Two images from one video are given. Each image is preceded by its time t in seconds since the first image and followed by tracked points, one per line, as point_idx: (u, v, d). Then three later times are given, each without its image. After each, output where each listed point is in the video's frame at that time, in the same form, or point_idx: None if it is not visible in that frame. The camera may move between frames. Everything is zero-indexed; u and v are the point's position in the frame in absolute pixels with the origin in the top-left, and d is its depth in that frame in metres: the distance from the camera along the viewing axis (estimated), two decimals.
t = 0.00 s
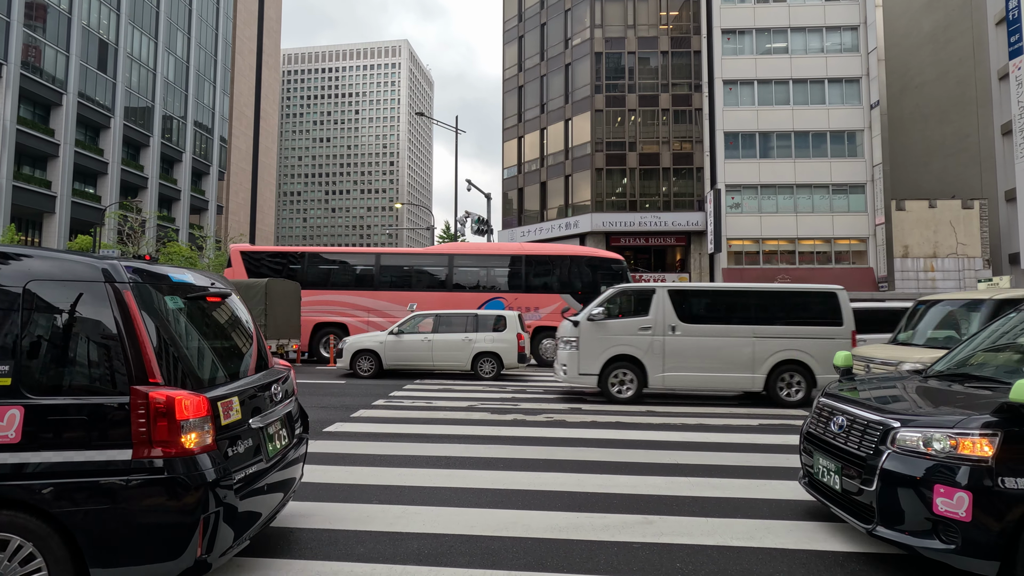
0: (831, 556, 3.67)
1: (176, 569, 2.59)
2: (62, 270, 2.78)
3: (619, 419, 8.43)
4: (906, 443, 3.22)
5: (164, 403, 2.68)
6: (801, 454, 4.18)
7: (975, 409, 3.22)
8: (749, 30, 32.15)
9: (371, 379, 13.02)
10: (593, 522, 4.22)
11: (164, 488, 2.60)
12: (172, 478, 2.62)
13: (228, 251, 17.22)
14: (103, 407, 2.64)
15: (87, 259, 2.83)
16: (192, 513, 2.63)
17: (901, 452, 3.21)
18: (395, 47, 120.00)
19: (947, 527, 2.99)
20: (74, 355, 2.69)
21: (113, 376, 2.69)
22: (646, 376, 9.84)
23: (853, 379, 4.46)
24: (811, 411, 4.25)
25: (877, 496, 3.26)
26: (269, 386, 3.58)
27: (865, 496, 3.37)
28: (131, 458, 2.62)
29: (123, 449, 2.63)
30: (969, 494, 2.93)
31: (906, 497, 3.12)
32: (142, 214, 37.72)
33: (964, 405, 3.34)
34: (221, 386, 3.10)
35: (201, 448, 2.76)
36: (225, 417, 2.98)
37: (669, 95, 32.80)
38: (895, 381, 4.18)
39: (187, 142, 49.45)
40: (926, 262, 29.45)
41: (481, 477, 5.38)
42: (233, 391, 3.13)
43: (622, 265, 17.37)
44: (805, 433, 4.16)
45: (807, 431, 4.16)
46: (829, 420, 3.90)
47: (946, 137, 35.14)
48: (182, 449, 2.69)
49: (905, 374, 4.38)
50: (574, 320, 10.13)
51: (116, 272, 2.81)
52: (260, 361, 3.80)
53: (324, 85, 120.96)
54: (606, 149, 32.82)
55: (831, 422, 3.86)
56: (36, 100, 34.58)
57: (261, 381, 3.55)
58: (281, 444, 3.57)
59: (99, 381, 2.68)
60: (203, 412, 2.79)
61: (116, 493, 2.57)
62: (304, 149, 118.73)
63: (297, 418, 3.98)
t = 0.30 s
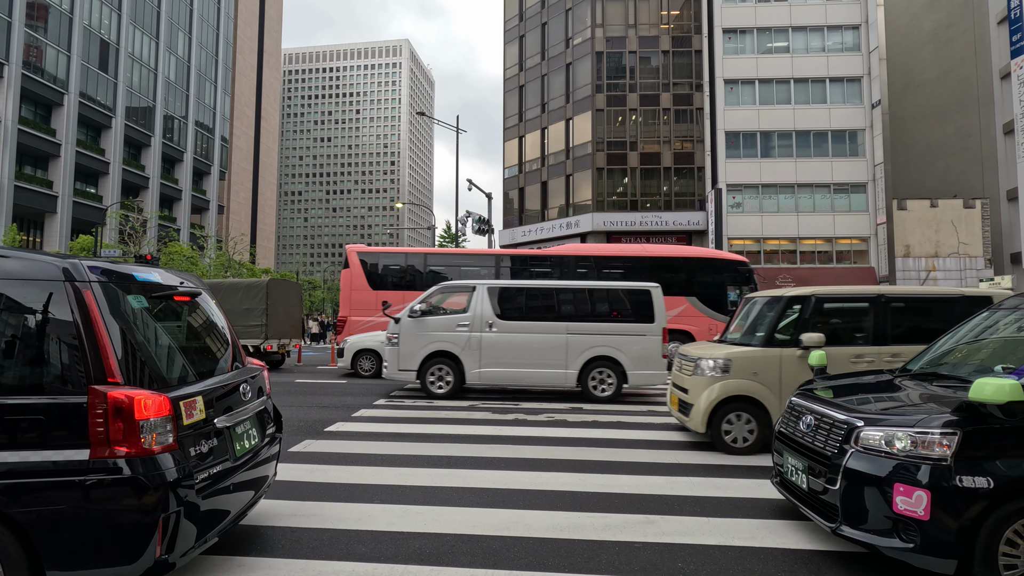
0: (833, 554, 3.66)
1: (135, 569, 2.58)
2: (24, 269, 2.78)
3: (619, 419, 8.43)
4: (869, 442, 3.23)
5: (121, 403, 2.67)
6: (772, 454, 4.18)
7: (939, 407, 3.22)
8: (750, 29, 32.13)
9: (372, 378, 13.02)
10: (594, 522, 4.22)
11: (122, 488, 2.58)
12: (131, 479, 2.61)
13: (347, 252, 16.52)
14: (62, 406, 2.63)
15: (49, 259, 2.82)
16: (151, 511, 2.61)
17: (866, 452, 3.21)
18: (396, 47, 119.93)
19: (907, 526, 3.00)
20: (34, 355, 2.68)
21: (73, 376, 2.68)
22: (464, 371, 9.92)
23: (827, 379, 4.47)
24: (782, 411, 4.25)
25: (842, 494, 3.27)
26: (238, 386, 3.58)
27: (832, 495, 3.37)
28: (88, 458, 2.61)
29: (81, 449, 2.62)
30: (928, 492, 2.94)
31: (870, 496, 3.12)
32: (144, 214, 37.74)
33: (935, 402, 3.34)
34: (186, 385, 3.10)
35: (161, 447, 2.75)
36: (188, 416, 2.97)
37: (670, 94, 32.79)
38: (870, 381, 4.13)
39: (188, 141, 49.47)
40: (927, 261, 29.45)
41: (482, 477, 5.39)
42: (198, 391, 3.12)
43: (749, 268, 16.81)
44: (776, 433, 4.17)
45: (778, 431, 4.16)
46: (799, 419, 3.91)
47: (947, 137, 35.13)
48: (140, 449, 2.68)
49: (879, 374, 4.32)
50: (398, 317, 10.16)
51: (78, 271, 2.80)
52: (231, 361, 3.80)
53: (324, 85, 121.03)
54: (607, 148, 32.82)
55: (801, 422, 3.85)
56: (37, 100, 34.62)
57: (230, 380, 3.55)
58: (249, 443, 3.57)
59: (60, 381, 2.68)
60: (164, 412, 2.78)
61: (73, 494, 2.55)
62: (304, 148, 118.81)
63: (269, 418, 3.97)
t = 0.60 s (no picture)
0: (833, 554, 3.65)
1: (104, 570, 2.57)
2: None
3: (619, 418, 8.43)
4: (833, 441, 3.24)
5: (90, 403, 2.64)
6: (745, 453, 4.18)
7: (901, 406, 3.24)
8: (751, 29, 32.09)
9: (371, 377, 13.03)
10: (595, 522, 4.22)
11: (91, 489, 2.57)
12: (100, 481, 2.59)
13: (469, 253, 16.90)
14: (30, 406, 2.61)
15: (20, 258, 2.80)
16: (121, 512, 2.60)
17: (831, 451, 3.21)
18: (396, 47, 119.88)
19: (866, 525, 3.00)
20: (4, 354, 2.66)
21: (42, 376, 2.66)
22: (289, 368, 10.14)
23: (801, 378, 4.47)
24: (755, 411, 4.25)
25: (807, 493, 3.27)
26: (214, 384, 3.58)
27: (797, 494, 3.36)
28: (56, 459, 2.59)
29: (51, 450, 2.60)
30: (887, 491, 2.95)
31: (834, 495, 3.12)
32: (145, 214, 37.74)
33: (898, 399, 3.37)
34: (159, 385, 3.09)
35: (132, 447, 2.75)
36: (160, 416, 2.96)
37: (670, 94, 32.77)
38: (844, 380, 4.09)
39: (188, 142, 49.47)
40: (928, 261, 29.46)
41: (483, 476, 5.39)
42: (170, 391, 3.11)
43: (883, 269, 16.14)
44: (747, 432, 4.17)
45: (749, 430, 4.16)
46: (769, 418, 3.92)
47: (947, 137, 35.13)
48: (110, 450, 2.66)
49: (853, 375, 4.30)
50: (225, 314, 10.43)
51: (49, 271, 2.79)
52: (207, 359, 3.80)
53: (325, 85, 121.09)
54: (608, 148, 32.82)
55: (770, 420, 3.86)
56: (38, 100, 34.64)
57: (205, 379, 3.55)
58: (226, 443, 3.58)
59: (30, 381, 2.65)
60: (136, 412, 2.77)
61: (42, 494, 2.54)
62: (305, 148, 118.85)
63: (248, 418, 3.98)
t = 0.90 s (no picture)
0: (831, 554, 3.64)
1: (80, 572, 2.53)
2: None
3: (619, 418, 8.41)
4: (799, 440, 3.25)
5: (68, 402, 2.63)
6: (719, 452, 4.19)
7: (862, 404, 3.28)
8: (750, 29, 32.06)
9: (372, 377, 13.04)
10: (595, 522, 4.22)
11: (68, 489, 2.55)
12: (77, 481, 2.56)
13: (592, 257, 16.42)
14: (9, 404, 2.59)
15: None
16: (100, 512, 2.58)
17: (797, 451, 3.22)
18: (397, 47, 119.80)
19: (829, 524, 3.00)
20: None
21: (21, 375, 2.65)
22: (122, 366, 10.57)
23: (776, 377, 4.49)
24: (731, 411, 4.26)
25: (774, 492, 3.26)
26: (198, 384, 3.58)
27: (764, 493, 3.35)
28: (33, 458, 2.57)
29: (29, 450, 2.58)
30: (848, 490, 2.96)
31: (797, 493, 3.13)
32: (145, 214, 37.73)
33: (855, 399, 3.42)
34: (140, 385, 3.08)
35: (111, 448, 2.73)
36: (140, 416, 2.95)
37: (671, 94, 32.77)
38: (818, 381, 4.09)
39: (188, 141, 49.51)
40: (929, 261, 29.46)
41: (483, 477, 5.38)
42: (152, 390, 3.11)
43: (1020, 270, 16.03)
44: (722, 432, 4.17)
45: (724, 430, 4.16)
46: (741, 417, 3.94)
47: (948, 137, 35.09)
48: (88, 449, 2.64)
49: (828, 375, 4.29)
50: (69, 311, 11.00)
51: (28, 270, 2.78)
52: (192, 359, 3.80)
53: (325, 85, 121.15)
54: (608, 148, 32.82)
55: (742, 420, 3.88)
56: (39, 100, 34.70)
57: (189, 378, 3.55)
58: (210, 442, 3.58)
59: (8, 381, 2.63)
60: (114, 412, 2.75)
61: (16, 495, 2.51)
62: (305, 148, 118.89)
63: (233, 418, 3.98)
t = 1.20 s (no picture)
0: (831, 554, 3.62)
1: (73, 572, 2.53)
2: None
3: (621, 419, 8.40)
4: (772, 439, 3.22)
5: (61, 402, 2.63)
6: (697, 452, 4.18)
7: (830, 405, 3.27)
8: (752, 28, 32.01)
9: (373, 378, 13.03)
10: (596, 522, 4.20)
11: (61, 489, 2.54)
12: (70, 480, 2.56)
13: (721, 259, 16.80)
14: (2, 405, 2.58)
15: None
16: (93, 511, 2.58)
17: (769, 449, 3.19)
18: (398, 47, 119.74)
19: (798, 523, 2.97)
20: None
21: (14, 376, 2.64)
22: None
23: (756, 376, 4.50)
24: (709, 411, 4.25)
25: (745, 492, 3.22)
26: (192, 383, 3.58)
27: (737, 492, 3.32)
28: (25, 458, 2.56)
29: (22, 450, 2.57)
30: (816, 489, 2.93)
31: (766, 491, 3.10)
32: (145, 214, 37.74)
33: (826, 400, 3.40)
34: (135, 384, 3.09)
35: (104, 447, 2.72)
36: (133, 416, 2.95)
37: (672, 93, 32.75)
38: (797, 381, 4.07)
39: (190, 142, 49.57)
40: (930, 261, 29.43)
41: (484, 477, 5.37)
42: (145, 390, 3.11)
43: None
44: (699, 432, 4.17)
45: (701, 429, 4.15)
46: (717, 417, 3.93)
47: (949, 136, 35.06)
48: (81, 449, 2.64)
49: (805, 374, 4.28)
50: None
51: (21, 270, 2.78)
52: (188, 360, 3.80)
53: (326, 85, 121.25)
54: (609, 148, 32.79)
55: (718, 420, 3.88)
56: (40, 100, 34.74)
57: (183, 378, 3.55)
58: (204, 442, 3.57)
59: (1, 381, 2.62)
60: (107, 411, 2.76)
61: (9, 495, 2.50)
62: (306, 148, 118.99)
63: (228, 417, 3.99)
